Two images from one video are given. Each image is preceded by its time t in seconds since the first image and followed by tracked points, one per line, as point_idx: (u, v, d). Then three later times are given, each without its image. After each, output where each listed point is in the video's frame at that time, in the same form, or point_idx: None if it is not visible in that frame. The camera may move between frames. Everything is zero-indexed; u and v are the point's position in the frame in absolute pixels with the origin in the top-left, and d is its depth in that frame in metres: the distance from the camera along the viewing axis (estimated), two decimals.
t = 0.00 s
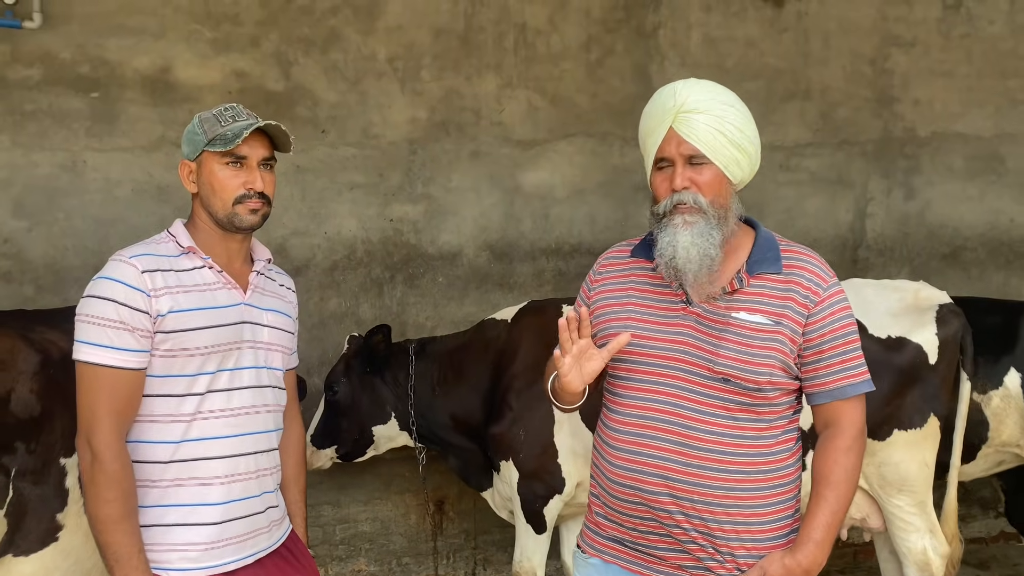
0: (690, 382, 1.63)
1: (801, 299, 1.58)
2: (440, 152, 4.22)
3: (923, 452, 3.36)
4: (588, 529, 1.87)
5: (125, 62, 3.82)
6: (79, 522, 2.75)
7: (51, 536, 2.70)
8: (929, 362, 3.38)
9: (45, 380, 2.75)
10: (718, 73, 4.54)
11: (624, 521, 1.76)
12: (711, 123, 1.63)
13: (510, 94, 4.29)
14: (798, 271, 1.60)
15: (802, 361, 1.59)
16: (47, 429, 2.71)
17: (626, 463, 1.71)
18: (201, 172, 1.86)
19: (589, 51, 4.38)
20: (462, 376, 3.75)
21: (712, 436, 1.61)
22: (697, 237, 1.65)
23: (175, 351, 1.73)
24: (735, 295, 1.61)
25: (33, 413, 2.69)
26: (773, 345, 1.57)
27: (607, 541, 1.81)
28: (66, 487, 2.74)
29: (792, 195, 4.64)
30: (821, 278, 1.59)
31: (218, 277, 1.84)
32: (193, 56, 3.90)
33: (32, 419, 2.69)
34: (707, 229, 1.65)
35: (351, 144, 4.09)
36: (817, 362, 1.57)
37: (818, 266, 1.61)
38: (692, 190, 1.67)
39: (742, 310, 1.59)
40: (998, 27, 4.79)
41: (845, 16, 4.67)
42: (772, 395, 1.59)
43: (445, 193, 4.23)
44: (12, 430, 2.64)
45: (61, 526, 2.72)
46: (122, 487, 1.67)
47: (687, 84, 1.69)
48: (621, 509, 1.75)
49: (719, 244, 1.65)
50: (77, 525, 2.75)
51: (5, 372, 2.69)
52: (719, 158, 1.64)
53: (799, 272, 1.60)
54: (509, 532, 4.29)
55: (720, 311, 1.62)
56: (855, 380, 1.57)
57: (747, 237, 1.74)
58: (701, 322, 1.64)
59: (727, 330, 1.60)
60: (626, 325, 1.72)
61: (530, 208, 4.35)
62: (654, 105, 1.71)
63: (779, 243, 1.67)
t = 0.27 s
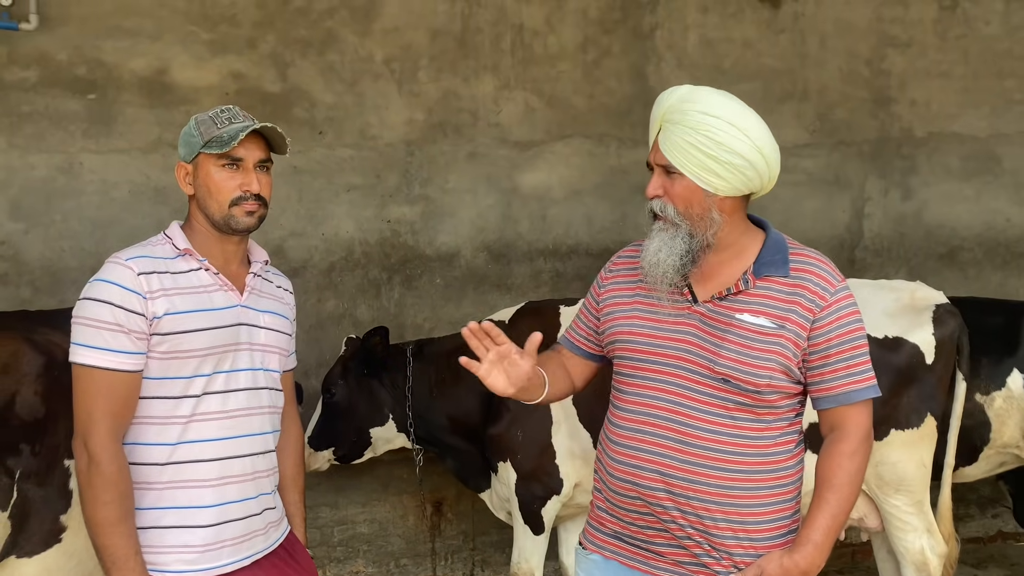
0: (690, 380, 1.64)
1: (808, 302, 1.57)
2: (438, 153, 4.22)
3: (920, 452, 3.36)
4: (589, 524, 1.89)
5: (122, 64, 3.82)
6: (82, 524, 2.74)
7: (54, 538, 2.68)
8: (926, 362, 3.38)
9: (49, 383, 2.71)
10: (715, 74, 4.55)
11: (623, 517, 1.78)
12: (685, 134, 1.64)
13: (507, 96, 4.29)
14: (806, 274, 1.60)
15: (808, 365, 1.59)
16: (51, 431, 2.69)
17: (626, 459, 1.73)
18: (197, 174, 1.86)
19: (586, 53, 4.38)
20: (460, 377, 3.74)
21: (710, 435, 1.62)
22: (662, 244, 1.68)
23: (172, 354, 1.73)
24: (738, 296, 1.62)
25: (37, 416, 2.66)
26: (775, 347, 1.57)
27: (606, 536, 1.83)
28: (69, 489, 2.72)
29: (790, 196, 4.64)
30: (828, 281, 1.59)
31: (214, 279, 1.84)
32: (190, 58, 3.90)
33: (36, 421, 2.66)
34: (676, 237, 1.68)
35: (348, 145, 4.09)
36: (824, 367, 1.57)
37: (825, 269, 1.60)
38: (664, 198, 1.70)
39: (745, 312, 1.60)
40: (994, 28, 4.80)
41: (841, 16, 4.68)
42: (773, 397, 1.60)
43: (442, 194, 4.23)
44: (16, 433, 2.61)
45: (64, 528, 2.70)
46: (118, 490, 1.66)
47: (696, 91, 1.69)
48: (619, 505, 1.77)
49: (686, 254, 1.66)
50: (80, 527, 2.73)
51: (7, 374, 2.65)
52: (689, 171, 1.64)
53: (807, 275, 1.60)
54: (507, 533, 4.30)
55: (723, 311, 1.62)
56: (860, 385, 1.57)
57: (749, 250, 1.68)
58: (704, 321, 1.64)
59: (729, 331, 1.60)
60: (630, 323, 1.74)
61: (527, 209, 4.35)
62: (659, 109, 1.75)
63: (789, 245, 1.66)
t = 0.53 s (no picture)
0: (681, 380, 1.72)
1: (803, 307, 1.62)
2: (435, 153, 4.21)
3: (918, 452, 3.36)
4: (587, 516, 1.98)
5: (118, 64, 3.81)
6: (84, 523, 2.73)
7: (56, 537, 2.67)
8: (923, 361, 3.38)
9: (53, 383, 2.71)
10: (712, 74, 4.55)
11: (615, 509, 1.86)
12: (688, 136, 1.67)
13: (504, 96, 4.29)
14: (803, 279, 1.64)
15: (803, 370, 1.64)
16: (54, 432, 2.68)
17: (619, 452, 1.82)
18: (192, 174, 1.85)
19: (583, 53, 4.38)
20: (457, 377, 3.73)
21: (699, 433, 1.69)
22: (664, 245, 1.75)
23: (167, 354, 1.73)
24: (734, 299, 1.67)
25: (40, 417, 2.65)
26: (766, 350, 1.62)
27: (599, 528, 1.92)
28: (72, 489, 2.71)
29: (787, 196, 4.64)
30: (826, 287, 1.63)
31: (209, 279, 1.83)
32: (186, 58, 3.89)
33: (40, 422, 2.65)
34: (678, 238, 1.73)
35: (344, 146, 4.09)
36: (819, 371, 1.61)
37: (824, 275, 1.64)
38: (668, 199, 1.76)
39: (739, 315, 1.66)
40: (990, 28, 4.81)
41: (838, 16, 4.68)
42: (765, 399, 1.65)
43: (439, 194, 4.22)
44: (20, 433, 2.61)
45: (66, 527, 2.69)
46: (114, 491, 1.66)
47: (700, 93, 1.72)
48: (612, 497, 1.86)
49: (687, 255, 1.72)
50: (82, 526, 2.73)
51: (10, 375, 2.64)
52: (693, 174, 1.68)
53: (804, 279, 1.64)
54: (504, 533, 4.30)
55: (718, 313, 1.68)
56: (859, 391, 1.60)
57: (752, 250, 1.73)
58: (700, 323, 1.71)
59: (722, 333, 1.67)
60: (630, 322, 1.83)
61: (524, 209, 4.34)
62: (663, 109, 1.78)
63: (790, 249, 1.70)
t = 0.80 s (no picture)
0: (657, 376, 1.71)
1: (776, 303, 1.64)
2: (432, 153, 4.21)
3: (915, 451, 3.36)
4: (568, 518, 1.96)
5: (115, 64, 3.81)
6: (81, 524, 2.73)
7: (54, 539, 2.67)
8: (920, 361, 3.38)
9: (53, 385, 2.70)
10: (710, 74, 4.55)
11: (594, 508, 1.85)
12: (683, 131, 1.69)
13: (502, 96, 4.28)
14: (775, 276, 1.67)
15: (777, 364, 1.65)
16: (54, 434, 2.68)
17: (597, 451, 1.81)
18: (189, 174, 1.85)
19: (580, 53, 4.38)
20: (454, 377, 3.73)
21: (676, 429, 1.69)
22: (658, 241, 1.72)
23: (164, 354, 1.72)
24: (708, 295, 1.69)
25: (39, 419, 2.65)
26: (740, 344, 1.64)
27: (578, 528, 1.91)
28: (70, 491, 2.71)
29: (785, 196, 4.64)
30: (798, 282, 1.66)
31: (206, 280, 1.83)
32: (183, 58, 3.89)
33: (39, 424, 2.65)
34: (675, 233, 1.72)
35: (342, 146, 4.08)
36: (792, 365, 1.63)
37: (795, 271, 1.67)
38: (662, 194, 1.74)
39: (714, 310, 1.67)
40: (988, 27, 4.81)
41: (835, 16, 4.68)
42: (739, 394, 1.66)
43: (437, 195, 4.22)
44: (19, 434, 2.62)
45: (64, 528, 2.68)
46: (111, 492, 1.66)
47: (680, 91, 1.74)
48: (591, 497, 1.85)
49: (684, 248, 1.71)
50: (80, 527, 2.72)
51: (10, 378, 2.64)
52: (688, 167, 1.70)
53: (777, 275, 1.67)
54: (502, 534, 4.29)
55: (693, 309, 1.69)
56: (831, 384, 1.62)
57: (730, 244, 1.76)
58: (675, 320, 1.72)
59: (697, 328, 1.67)
60: (605, 320, 1.83)
61: (522, 210, 4.34)
62: (640, 110, 1.79)
63: (762, 247, 1.73)
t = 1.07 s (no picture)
0: (613, 372, 1.75)
1: (727, 297, 1.69)
2: (432, 154, 4.21)
3: (915, 452, 3.35)
4: (533, 514, 2.01)
5: (115, 65, 3.81)
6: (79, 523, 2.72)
7: (51, 538, 2.65)
8: (921, 361, 3.37)
9: (51, 386, 2.70)
10: (710, 74, 4.55)
11: (556, 504, 1.89)
12: (667, 125, 1.76)
13: (502, 96, 4.28)
14: (726, 271, 1.71)
15: (728, 358, 1.69)
16: (51, 434, 2.68)
17: (557, 447, 1.85)
18: (199, 174, 1.84)
19: (581, 53, 4.38)
20: (454, 377, 3.72)
21: (631, 425, 1.72)
22: (650, 231, 1.75)
23: (163, 355, 1.72)
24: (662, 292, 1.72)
25: (36, 419, 2.65)
26: (692, 339, 1.68)
27: (543, 523, 1.95)
28: (67, 490, 2.70)
29: (785, 196, 4.64)
30: (748, 278, 1.70)
31: (205, 280, 1.83)
32: (184, 58, 3.89)
33: (36, 424, 2.65)
34: (663, 225, 1.76)
35: (342, 146, 4.08)
36: (743, 358, 1.67)
37: (745, 266, 1.72)
38: (649, 187, 1.79)
39: (668, 306, 1.71)
40: (988, 28, 4.81)
41: (836, 17, 4.68)
42: (692, 388, 1.70)
43: (437, 195, 4.22)
44: (17, 434, 2.62)
45: (61, 528, 2.68)
46: (109, 492, 1.66)
47: (641, 91, 1.82)
48: (553, 493, 1.89)
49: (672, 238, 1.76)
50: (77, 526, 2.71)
51: (7, 378, 2.65)
52: (672, 160, 1.77)
53: (727, 272, 1.71)
54: (502, 535, 4.29)
55: (647, 306, 1.73)
56: (781, 375, 1.65)
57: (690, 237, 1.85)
58: (631, 316, 1.75)
59: (652, 324, 1.71)
60: (563, 318, 1.87)
61: (522, 210, 4.34)
62: (606, 113, 1.82)
63: (714, 244, 1.78)
